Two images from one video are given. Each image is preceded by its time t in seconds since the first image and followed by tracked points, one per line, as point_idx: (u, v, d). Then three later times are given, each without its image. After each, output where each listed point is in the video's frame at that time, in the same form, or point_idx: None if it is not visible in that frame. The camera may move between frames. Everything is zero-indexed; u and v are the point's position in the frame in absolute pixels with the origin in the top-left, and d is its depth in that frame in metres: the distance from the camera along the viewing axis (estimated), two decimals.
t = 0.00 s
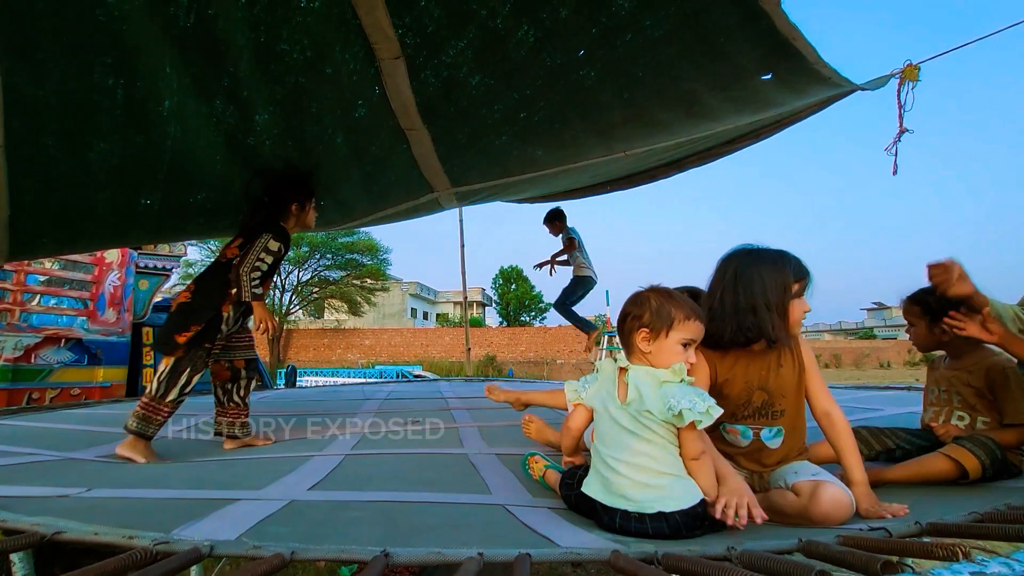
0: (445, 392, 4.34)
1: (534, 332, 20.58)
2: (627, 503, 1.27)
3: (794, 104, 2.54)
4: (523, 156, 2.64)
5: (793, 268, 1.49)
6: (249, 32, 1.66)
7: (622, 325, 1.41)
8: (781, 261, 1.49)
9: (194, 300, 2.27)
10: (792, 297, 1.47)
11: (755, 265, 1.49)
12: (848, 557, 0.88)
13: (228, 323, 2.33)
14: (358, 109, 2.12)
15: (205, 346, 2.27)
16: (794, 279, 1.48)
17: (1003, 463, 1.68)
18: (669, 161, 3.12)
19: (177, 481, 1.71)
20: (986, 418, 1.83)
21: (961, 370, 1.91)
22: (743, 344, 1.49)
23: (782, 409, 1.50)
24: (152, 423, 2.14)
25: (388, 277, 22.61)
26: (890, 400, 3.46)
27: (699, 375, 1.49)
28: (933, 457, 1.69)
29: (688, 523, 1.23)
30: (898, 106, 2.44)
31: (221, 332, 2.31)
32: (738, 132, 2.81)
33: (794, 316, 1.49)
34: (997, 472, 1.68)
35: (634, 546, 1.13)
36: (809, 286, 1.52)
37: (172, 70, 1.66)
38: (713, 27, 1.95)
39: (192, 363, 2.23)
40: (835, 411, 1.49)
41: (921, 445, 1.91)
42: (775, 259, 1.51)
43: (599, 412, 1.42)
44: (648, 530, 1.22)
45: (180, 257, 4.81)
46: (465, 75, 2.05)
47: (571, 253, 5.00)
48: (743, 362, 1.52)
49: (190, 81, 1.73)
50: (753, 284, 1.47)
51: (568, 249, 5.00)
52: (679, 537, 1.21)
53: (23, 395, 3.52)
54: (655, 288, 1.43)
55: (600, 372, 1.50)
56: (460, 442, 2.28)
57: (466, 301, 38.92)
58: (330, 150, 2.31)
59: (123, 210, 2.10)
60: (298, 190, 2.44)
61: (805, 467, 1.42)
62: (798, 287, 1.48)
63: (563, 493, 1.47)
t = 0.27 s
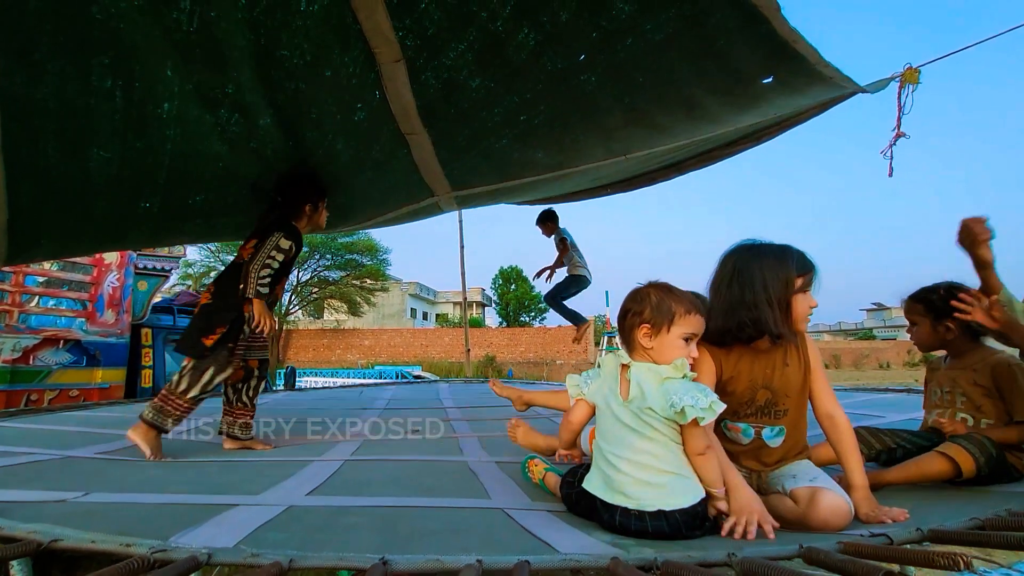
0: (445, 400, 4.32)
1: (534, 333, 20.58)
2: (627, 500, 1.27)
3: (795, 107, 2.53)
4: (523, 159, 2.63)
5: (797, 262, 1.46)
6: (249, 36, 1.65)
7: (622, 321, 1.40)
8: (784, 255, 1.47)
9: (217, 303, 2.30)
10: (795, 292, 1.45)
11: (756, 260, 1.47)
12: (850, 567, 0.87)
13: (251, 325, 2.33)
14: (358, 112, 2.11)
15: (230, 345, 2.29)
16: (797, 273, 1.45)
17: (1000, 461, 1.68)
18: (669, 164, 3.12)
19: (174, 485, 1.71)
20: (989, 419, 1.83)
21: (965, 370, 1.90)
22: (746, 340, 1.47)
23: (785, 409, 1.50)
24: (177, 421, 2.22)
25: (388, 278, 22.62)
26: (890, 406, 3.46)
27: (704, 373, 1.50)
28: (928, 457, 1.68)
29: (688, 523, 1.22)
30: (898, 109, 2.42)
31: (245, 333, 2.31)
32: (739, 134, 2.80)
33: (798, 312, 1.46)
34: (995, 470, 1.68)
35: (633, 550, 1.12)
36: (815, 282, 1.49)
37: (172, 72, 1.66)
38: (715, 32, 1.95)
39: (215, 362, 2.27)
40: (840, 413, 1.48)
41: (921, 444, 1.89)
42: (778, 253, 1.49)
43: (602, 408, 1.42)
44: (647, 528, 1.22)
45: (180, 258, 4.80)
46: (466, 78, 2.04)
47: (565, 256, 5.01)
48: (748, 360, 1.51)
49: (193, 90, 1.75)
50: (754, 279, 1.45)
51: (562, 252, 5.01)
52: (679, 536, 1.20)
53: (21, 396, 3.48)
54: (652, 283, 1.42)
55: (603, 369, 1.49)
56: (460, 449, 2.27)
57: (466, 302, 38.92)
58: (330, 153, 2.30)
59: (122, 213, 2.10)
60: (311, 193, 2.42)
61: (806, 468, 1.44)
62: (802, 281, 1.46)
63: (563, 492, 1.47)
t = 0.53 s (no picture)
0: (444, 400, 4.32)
1: (533, 333, 20.58)
2: (627, 519, 1.26)
3: (795, 112, 2.53)
4: (523, 163, 2.63)
5: (806, 268, 1.46)
6: (250, 40, 1.65)
7: (620, 335, 1.39)
8: (794, 262, 1.46)
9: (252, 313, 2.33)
10: (803, 299, 1.45)
11: (765, 266, 1.46)
12: None
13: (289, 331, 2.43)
14: (358, 116, 2.11)
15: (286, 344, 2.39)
16: (806, 280, 1.45)
17: (994, 471, 1.67)
18: (669, 168, 3.11)
19: (172, 493, 1.70)
20: (988, 432, 1.83)
21: (966, 381, 1.90)
22: (751, 348, 1.46)
23: (787, 419, 1.50)
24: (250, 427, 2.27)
25: (388, 278, 22.62)
26: (889, 409, 3.45)
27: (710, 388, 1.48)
28: (922, 466, 1.68)
29: (688, 543, 1.23)
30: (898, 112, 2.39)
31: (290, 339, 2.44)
32: (739, 139, 2.80)
33: (806, 319, 1.46)
34: (988, 481, 1.67)
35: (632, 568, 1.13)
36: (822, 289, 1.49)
37: (170, 79, 1.68)
38: (715, 36, 1.94)
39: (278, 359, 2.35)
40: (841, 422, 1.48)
41: (918, 460, 1.87)
42: (787, 259, 1.48)
43: (605, 423, 1.40)
44: (647, 548, 1.22)
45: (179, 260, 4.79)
46: (466, 81, 2.03)
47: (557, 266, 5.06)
48: (753, 369, 1.50)
49: (191, 96, 1.76)
50: (762, 286, 1.44)
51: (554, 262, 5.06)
52: (679, 556, 1.21)
53: (19, 398, 3.49)
54: (646, 293, 1.41)
55: (605, 383, 1.48)
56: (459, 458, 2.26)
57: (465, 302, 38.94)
58: (330, 158, 2.29)
59: (121, 217, 2.10)
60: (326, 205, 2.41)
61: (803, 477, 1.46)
62: (811, 288, 1.45)
63: (563, 506, 1.47)
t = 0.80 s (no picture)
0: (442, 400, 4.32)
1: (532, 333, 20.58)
2: (628, 544, 1.27)
3: (795, 113, 2.53)
4: (522, 164, 2.63)
5: (807, 280, 1.46)
6: (251, 42, 1.65)
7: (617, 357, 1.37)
8: (794, 274, 1.46)
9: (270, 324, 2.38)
10: (805, 312, 1.44)
11: (766, 279, 1.46)
12: None
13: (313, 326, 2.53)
14: (358, 117, 2.10)
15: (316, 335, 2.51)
16: (808, 292, 1.45)
17: (995, 484, 1.68)
18: (669, 170, 3.11)
19: (170, 495, 1.69)
20: (984, 444, 1.83)
21: (964, 393, 1.90)
22: (754, 362, 1.46)
23: (786, 433, 1.50)
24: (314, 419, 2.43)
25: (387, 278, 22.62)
26: (888, 409, 3.45)
27: (711, 408, 1.48)
28: (924, 479, 1.69)
29: (685, 560, 1.24)
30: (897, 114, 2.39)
31: (317, 331, 2.55)
32: (737, 142, 2.80)
33: (807, 332, 1.46)
34: (990, 494, 1.68)
35: None
36: (824, 301, 1.49)
37: (169, 80, 1.67)
38: (715, 35, 1.94)
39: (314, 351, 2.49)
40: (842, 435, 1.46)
41: (915, 473, 1.88)
42: (788, 272, 1.48)
43: (604, 444, 1.39)
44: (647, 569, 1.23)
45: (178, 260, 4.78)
46: (466, 81, 2.03)
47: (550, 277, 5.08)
48: (753, 383, 1.50)
49: (190, 96, 1.74)
50: (763, 300, 1.44)
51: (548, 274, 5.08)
52: None
53: (18, 399, 3.47)
54: (641, 313, 1.39)
55: (603, 404, 1.46)
56: (458, 459, 2.26)
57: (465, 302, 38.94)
58: (329, 160, 2.29)
59: (120, 218, 2.09)
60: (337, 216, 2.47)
61: (801, 489, 1.47)
62: (812, 301, 1.45)
63: (562, 522, 1.47)
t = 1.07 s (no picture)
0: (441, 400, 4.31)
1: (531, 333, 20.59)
2: (625, 559, 1.26)
3: (795, 115, 2.52)
4: (522, 165, 2.63)
5: (804, 295, 1.47)
6: (249, 46, 1.65)
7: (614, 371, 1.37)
8: (793, 290, 1.47)
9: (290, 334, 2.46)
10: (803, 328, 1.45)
11: (765, 294, 1.46)
12: None
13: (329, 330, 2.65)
14: (357, 120, 2.10)
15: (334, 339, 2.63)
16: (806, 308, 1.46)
17: (997, 493, 1.69)
18: (669, 173, 3.11)
19: (168, 497, 1.69)
20: (983, 451, 1.83)
21: (962, 400, 1.90)
22: (750, 377, 1.46)
23: (784, 446, 1.50)
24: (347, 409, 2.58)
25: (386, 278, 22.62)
26: (887, 410, 3.45)
27: (706, 421, 1.49)
28: (926, 487, 1.70)
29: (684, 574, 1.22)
30: (898, 117, 2.38)
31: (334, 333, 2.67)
32: (737, 144, 2.80)
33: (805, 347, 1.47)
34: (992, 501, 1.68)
35: None
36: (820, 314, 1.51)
37: (168, 85, 1.67)
38: (714, 33, 1.93)
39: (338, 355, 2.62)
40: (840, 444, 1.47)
41: (916, 479, 1.87)
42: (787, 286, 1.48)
43: (602, 457, 1.39)
44: None
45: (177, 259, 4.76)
46: (466, 81, 2.03)
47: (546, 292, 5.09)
48: (748, 398, 1.51)
49: (189, 101, 1.74)
50: (762, 315, 1.44)
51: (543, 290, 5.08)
52: None
53: (16, 401, 3.52)
54: (640, 326, 1.39)
55: (601, 417, 1.46)
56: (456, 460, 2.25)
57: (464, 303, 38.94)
58: (328, 164, 2.28)
59: (117, 219, 2.09)
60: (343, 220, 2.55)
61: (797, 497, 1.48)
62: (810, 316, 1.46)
63: (558, 534, 1.47)
